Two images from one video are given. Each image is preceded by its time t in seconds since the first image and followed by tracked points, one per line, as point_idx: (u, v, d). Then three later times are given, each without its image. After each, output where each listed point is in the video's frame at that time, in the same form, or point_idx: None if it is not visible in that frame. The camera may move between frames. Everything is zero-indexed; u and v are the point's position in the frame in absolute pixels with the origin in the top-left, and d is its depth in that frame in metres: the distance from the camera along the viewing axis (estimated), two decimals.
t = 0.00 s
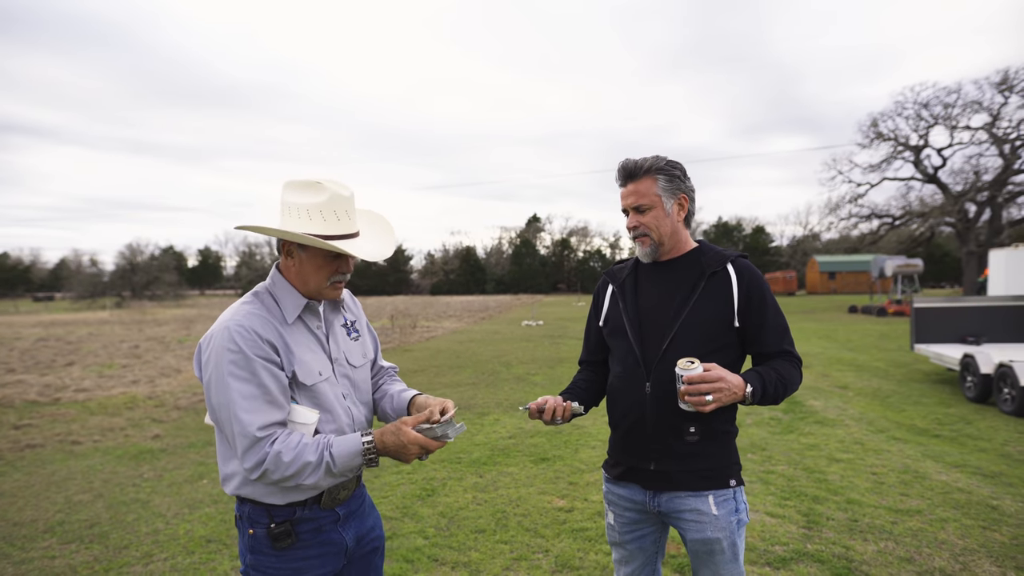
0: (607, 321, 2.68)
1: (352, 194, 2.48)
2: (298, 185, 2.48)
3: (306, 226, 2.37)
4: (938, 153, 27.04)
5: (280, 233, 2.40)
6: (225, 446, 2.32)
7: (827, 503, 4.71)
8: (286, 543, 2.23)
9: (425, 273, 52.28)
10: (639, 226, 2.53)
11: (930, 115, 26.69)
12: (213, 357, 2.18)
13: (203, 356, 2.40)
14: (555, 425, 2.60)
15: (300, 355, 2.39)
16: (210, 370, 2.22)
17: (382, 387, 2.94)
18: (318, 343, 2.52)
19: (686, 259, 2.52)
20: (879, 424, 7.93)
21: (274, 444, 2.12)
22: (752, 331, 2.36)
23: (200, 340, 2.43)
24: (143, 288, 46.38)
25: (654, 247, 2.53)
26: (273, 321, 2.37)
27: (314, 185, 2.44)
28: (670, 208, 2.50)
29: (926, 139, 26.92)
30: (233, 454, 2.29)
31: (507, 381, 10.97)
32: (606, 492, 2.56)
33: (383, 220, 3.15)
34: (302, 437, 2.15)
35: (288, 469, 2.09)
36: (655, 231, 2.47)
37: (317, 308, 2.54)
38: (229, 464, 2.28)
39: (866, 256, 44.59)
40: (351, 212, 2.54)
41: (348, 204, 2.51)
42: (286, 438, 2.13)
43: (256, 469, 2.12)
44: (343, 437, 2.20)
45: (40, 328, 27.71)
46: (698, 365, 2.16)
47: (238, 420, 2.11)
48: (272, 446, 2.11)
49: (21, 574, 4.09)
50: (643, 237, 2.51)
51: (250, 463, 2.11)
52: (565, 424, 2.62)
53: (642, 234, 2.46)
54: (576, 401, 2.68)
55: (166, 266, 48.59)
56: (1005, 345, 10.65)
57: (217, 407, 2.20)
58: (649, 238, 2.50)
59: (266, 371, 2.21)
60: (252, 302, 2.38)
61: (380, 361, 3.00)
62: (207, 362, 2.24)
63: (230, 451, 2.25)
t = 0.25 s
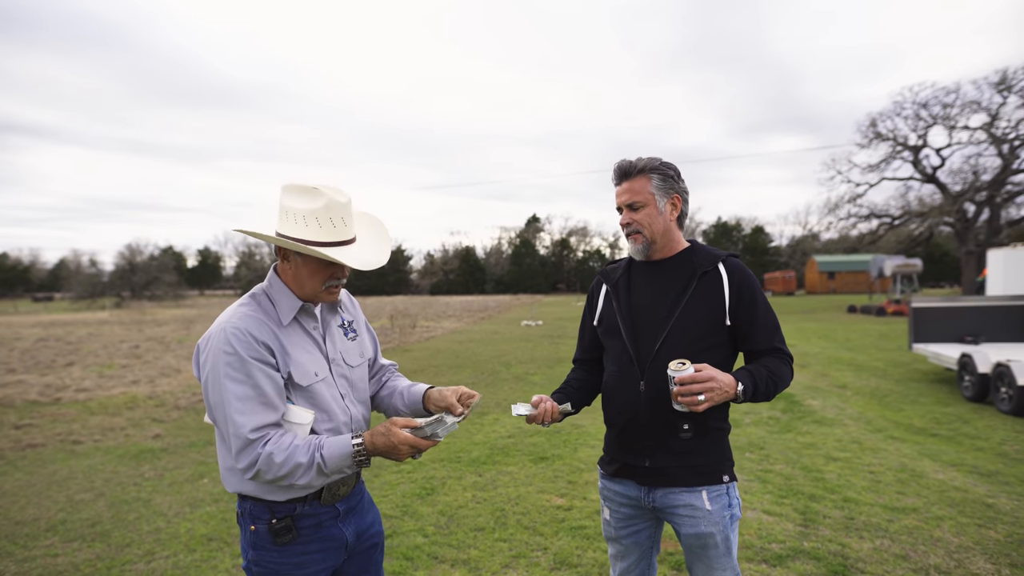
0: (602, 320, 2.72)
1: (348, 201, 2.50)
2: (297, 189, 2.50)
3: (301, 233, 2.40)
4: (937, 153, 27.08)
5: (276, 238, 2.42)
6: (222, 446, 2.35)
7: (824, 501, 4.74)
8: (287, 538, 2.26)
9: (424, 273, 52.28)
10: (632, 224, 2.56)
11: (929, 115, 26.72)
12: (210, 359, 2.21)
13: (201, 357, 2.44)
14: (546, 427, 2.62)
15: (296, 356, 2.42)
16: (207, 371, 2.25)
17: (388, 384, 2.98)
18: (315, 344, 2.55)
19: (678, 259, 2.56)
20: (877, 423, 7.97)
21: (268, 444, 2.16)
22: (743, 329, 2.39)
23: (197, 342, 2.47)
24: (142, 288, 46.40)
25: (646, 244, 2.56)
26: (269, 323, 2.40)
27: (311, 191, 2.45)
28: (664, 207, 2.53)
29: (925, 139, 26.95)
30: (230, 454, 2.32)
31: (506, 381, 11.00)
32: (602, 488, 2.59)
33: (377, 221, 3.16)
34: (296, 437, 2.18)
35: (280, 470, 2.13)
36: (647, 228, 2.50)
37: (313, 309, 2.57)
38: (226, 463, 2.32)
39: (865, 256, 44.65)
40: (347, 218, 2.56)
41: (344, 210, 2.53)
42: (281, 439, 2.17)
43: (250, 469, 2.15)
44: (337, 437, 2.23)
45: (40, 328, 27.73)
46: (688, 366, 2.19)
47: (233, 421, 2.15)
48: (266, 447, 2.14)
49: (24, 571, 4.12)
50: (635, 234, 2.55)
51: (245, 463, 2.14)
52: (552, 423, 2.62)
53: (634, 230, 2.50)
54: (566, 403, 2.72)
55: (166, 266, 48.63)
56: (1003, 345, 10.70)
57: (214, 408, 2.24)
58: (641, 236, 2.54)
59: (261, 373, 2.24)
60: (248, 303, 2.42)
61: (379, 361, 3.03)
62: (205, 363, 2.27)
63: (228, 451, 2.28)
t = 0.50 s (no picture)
0: (597, 321, 2.75)
1: (350, 207, 2.52)
2: (298, 195, 2.53)
3: (302, 238, 2.43)
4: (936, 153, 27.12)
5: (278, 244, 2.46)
6: (226, 446, 2.39)
7: (821, 500, 4.78)
8: (290, 534, 2.29)
9: (424, 273, 52.34)
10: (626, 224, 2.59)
11: (929, 115, 26.76)
12: (212, 361, 2.25)
13: (204, 358, 2.47)
14: (540, 423, 2.65)
15: (298, 356, 2.45)
16: (210, 373, 2.29)
17: (387, 382, 3.01)
18: (316, 344, 2.58)
19: (673, 260, 2.59)
20: (875, 423, 8.01)
21: (271, 445, 2.19)
22: (736, 328, 2.43)
23: (200, 343, 2.50)
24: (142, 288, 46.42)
25: (640, 244, 2.59)
26: (271, 325, 2.43)
27: (312, 197, 2.49)
28: (657, 207, 2.55)
29: (925, 139, 26.98)
30: (233, 453, 2.36)
31: (506, 380, 11.03)
32: (599, 486, 2.62)
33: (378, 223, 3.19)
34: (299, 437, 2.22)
35: (283, 470, 2.16)
36: (641, 228, 2.53)
37: (315, 311, 2.60)
38: (230, 462, 2.35)
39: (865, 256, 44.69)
40: (348, 223, 2.59)
41: (345, 216, 2.56)
42: (283, 439, 2.20)
43: (254, 468, 2.19)
44: (338, 437, 2.26)
45: (40, 328, 27.72)
46: (681, 365, 2.23)
47: (236, 422, 2.18)
48: (269, 447, 2.17)
49: (27, 569, 4.15)
50: (630, 234, 2.57)
51: (248, 463, 2.17)
52: (548, 423, 2.65)
53: (628, 231, 2.53)
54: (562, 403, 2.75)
55: (166, 265, 48.68)
56: (1001, 345, 10.74)
57: (217, 409, 2.27)
58: (635, 236, 2.57)
59: (263, 374, 2.27)
60: (250, 305, 2.45)
61: (381, 360, 3.07)
62: (209, 364, 2.31)
63: (230, 450, 2.32)
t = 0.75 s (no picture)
0: (595, 323, 2.78)
1: (348, 204, 2.55)
2: (297, 194, 2.56)
3: (303, 237, 2.46)
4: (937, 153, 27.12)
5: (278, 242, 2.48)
6: (233, 445, 2.42)
7: (820, 500, 4.81)
8: (296, 532, 2.33)
9: (425, 273, 52.44)
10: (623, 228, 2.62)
11: (929, 115, 26.77)
12: (219, 361, 2.28)
13: (210, 360, 2.50)
14: (537, 426, 2.67)
15: (302, 356, 2.49)
16: (217, 373, 2.32)
17: (385, 384, 3.04)
18: (320, 344, 2.61)
19: (669, 260, 2.62)
20: (874, 422, 8.04)
21: (278, 443, 2.22)
22: (731, 328, 2.47)
23: (206, 345, 2.54)
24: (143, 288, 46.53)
25: (636, 248, 2.63)
26: (275, 325, 2.47)
27: (311, 195, 2.51)
28: (652, 211, 2.59)
29: (925, 139, 26.98)
30: (240, 452, 2.39)
31: (506, 381, 11.07)
32: (598, 486, 2.65)
33: (375, 222, 3.21)
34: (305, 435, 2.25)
35: (291, 467, 2.19)
36: (637, 232, 2.56)
37: (318, 311, 2.64)
38: (237, 461, 2.39)
39: (866, 256, 44.70)
40: (347, 220, 2.61)
41: (343, 214, 2.58)
42: (290, 437, 2.24)
43: (262, 466, 2.22)
44: (343, 435, 2.30)
45: (42, 329, 27.80)
46: (678, 364, 2.26)
47: (244, 420, 2.22)
48: (276, 445, 2.21)
49: (32, 568, 4.18)
50: (627, 238, 2.60)
51: (256, 460, 2.21)
52: (545, 425, 2.68)
53: (625, 235, 2.56)
54: (559, 405, 2.78)
55: (167, 266, 48.80)
56: (1001, 345, 10.77)
57: (225, 408, 2.31)
58: (632, 239, 2.60)
59: (270, 374, 2.31)
60: (255, 306, 2.48)
61: (382, 360, 3.10)
62: (216, 365, 2.34)
63: (238, 449, 2.35)
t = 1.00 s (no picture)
0: (594, 324, 2.82)
1: (360, 223, 2.60)
2: (315, 208, 2.61)
3: (314, 251, 2.51)
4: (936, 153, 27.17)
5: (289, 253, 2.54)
6: (237, 444, 2.47)
7: (817, 499, 4.85)
8: (299, 528, 2.37)
9: (425, 273, 52.49)
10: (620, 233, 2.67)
11: (929, 116, 26.82)
12: (225, 363, 2.33)
13: (216, 361, 2.55)
14: (535, 428, 2.72)
15: (306, 359, 2.53)
16: (223, 375, 2.37)
17: (394, 387, 3.08)
18: (323, 347, 2.66)
19: (666, 265, 2.67)
20: (873, 422, 8.09)
21: (280, 443, 2.27)
22: (726, 330, 2.52)
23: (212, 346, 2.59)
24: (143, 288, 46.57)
25: (634, 253, 2.68)
26: (280, 329, 2.51)
27: (326, 211, 2.56)
28: (649, 216, 2.64)
29: (925, 139, 27.03)
30: (243, 451, 2.44)
31: (506, 381, 11.11)
32: (597, 485, 2.69)
33: (386, 237, 3.26)
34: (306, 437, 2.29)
35: (291, 468, 2.24)
36: (634, 238, 2.62)
37: (322, 315, 2.68)
38: (241, 460, 2.44)
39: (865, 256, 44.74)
40: (357, 239, 2.67)
41: (355, 232, 2.63)
42: (292, 438, 2.28)
43: (263, 466, 2.27)
44: (344, 437, 2.34)
45: (42, 329, 27.82)
46: (676, 364, 2.30)
47: (247, 421, 2.26)
48: (277, 446, 2.25)
49: (37, 567, 4.23)
50: (625, 243, 2.66)
51: (258, 461, 2.26)
52: (544, 426, 2.72)
53: (622, 241, 2.62)
54: (558, 406, 2.83)
55: (167, 266, 48.83)
56: (1000, 345, 10.82)
57: (229, 409, 2.35)
58: (629, 245, 2.66)
59: (273, 377, 2.35)
60: (261, 309, 2.53)
61: (385, 363, 3.15)
62: (221, 366, 2.39)
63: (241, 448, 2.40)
